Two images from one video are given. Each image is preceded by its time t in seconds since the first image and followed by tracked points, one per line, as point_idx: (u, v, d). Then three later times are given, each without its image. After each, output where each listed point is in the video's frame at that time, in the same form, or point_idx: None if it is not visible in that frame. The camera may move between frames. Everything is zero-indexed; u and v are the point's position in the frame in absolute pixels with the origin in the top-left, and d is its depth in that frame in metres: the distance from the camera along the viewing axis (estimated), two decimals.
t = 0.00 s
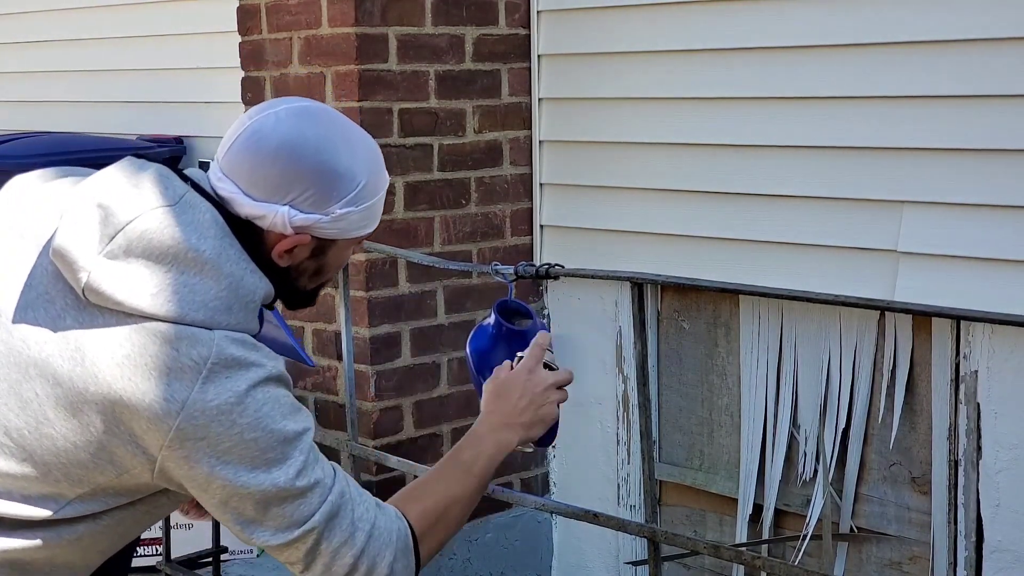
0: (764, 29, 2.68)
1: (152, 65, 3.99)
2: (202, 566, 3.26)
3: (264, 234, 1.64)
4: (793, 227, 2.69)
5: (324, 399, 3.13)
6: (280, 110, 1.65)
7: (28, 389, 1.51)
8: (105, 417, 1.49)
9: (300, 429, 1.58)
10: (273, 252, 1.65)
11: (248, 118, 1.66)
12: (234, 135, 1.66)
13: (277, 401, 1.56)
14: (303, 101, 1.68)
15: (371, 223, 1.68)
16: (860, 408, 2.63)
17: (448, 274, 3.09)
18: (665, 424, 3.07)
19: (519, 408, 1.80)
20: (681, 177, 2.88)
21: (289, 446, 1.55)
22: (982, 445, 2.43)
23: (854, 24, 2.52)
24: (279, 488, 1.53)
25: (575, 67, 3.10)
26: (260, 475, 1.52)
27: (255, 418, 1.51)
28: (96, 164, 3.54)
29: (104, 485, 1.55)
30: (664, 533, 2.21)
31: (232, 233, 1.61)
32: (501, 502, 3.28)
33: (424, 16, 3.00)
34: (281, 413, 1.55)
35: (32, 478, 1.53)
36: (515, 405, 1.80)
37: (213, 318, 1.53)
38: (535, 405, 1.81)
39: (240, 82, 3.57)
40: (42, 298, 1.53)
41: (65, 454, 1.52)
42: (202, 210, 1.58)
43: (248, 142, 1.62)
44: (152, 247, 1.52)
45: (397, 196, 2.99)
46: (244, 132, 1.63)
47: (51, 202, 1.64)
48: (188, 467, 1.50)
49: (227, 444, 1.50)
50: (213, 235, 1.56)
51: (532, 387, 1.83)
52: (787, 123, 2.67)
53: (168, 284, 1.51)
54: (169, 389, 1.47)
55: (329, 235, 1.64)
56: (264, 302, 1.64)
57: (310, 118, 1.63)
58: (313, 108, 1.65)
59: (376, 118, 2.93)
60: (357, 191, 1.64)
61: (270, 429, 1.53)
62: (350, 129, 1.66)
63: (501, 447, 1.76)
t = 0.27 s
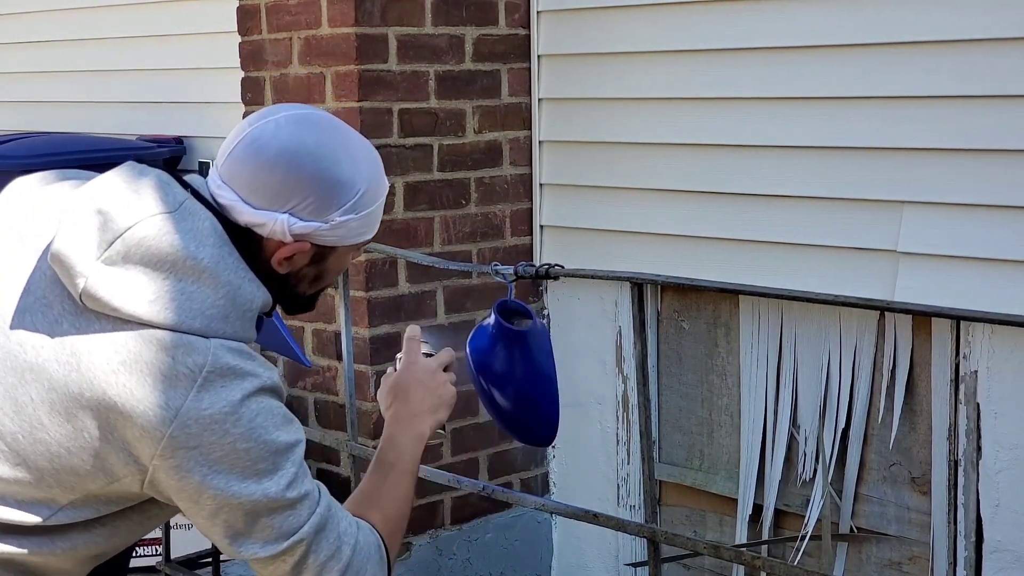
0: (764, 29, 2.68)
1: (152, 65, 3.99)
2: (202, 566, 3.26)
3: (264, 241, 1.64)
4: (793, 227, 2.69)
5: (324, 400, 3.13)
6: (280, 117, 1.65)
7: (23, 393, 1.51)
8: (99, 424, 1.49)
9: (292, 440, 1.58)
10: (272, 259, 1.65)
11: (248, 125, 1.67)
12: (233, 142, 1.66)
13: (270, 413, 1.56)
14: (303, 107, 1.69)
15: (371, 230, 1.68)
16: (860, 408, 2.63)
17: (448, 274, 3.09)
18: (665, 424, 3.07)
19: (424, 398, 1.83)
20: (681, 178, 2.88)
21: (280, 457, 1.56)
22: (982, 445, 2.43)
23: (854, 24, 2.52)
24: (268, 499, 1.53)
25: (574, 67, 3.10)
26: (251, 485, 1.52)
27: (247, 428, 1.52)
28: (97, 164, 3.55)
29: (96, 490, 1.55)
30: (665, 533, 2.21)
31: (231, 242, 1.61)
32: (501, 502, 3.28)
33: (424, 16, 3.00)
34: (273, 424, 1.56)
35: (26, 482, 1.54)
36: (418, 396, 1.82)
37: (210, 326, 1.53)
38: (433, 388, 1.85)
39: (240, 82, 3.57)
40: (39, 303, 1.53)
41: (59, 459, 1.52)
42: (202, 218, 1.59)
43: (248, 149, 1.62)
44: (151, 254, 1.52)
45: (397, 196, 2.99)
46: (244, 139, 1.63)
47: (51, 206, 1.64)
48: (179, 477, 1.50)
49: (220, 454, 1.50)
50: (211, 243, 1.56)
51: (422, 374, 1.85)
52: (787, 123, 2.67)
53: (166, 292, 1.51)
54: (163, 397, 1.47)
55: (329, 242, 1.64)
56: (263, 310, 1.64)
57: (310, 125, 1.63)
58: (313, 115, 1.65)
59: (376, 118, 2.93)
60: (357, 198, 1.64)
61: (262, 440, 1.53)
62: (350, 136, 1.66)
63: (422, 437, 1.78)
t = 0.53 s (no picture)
0: (764, 29, 2.67)
1: (152, 65, 3.99)
2: (202, 566, 3.26)
3: (258, 248, 1.64)
4: (793, 227, 2.69)
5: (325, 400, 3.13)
6: (273, 125, 1.64)
7: (22, 401, 1.51)
8: (100, 433, 1.50)
9: (295, 444, 1.58)
10: (266, 267, 1.66)
11: (241, 132, 1.66)
12: (227, 149, 1.66)
13: (272, 417, 1.56)
14: (297, 115, 1.68)
15: (365, 237, 1.68)
16: (860, 408, 2.63)
17: (448, 274, 3.09)
18: (665, 424, 3.07)
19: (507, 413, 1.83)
20: (681, 178, 2.88)
21: (284, 461, 1.56)
22: (982, 445, 2.42)
23: (854, 24, 2.52)
24: (274, 503, 1.54)
25: (575, 67, 3.09)
26: (256, 489, 1.53)
27: (250, 434, 1.52)
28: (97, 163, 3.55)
29: (97, 497, 1.56)
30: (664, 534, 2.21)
31: (227, 249, 1.61)
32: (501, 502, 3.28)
33: (424, 16, 3.00)
34: (276, 429, 1.56)
35: (27, 489, 1.54)
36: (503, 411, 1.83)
37: (209, 334, 1.53)
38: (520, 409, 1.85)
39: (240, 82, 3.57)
40: (37, 311, 1.53)
41: (59, 467, 1.52)
42: (197, 227, 1.59)
43: (241, 158, 1.62)
44: (148, 263, 1.52)
45: (397, 196, 2.99)
46: (238, 147, 1.63)
47: (47, 210, 1.63)
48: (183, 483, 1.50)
49: (223, 460, 1.50)
50: (209, 251, 1.57)
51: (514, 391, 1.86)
52: (786, 123, 2.67)
53: (163, 302, 1.52)
54: (164, 406, 1.48)
55: (322, 250, 1.64)
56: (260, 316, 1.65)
57: (304, 133, 1.63)
58: (307, 124, 1.65)
59: (376, 118, 2.93)
60: (350, 206, 1.64)
61: (265, 445, 1.53)
62: (343, 145, 1.66)
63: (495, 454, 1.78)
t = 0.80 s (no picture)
0: (765, 28, 2.67)
1: (152, 64, 3.99)
2: (202, 566, 3.26)
3: (253, 255, 1.64)
4: (793, 227, 2.69)
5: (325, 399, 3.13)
6: (271, 132, 1.64)
7: (26, 407, 1.52)
8: (109, 438, 1.51)
9: (307, 433, 1.59)
10: (262, 274, 1.66)
11: (239, 138, 1.66)
12: (224, 155, 1.66)
13: (282, 409, 1.57)
14: (296, 121, 1.68)
15: (361, 245, 1.67)
16: (860, 408, 2.63)
17: (448, 274, 3.09)
18: (665, 424, 3.07)
19: (573, 424, 1.77)
20: (681, 178, 2.88)
21: (298, 451, 1.57)
22: (982, 445, 2.42)
23: (855, 23, 2.52)
24: (291, 493, 1.55)
25: (575, 67, 3.09)
26: (270, 481, 1.54)
27: (259, 429, 1.53)
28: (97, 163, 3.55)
29: (107, 500, 1.57)
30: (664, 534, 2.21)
31: (226, 253, 1.61)
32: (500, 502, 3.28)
33: (425, 16, 3.00)
34: (287, 421, 1.57)
35: (34, 493, 1.56)
36: (569, 421, 1.77)
37: (211, 337, 1.54)
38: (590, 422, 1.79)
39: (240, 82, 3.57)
40: (37, 316, 1.54)
41: (66, 472, 1.54)
42: (196, 230, 1.59)
43: (238, 164, 1.62)
44: (148, 269, 1.52)
45: (397, 196, 2.99)
46: (234, 152, 1.63)
47: (48, 214, 1.64)
48: (197, 480, 1.53)
49: (234, 457, 1.52)
50: (209, 255, 1.57)
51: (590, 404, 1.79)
52: (787, 123, 2.67)
53: (163, 306, 1.52)
54: (174, 408, 1.49)
55: (318, 257, 1.64)
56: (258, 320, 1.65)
57: (301, 140, 1.63)
58: (305, 131, 1.64)
59: (376, 118, 2.93)
60: (347, 214, 1.64)
61: (277, 438, 1.55)
62: (341, 152, 1.66)
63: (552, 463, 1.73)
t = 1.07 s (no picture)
0: (765, 29, 2.67)
1: (151, 65, 3.99)
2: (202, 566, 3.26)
3: (260, 264, 1.65)
4: (793, 228, 2.69)
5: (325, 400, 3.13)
6: (279, 141, 1.65)
7: (22, 408, 1.52)
8: (97, 442, 1.51)
9: (294, 457, 1.61)
10: (268, 283, 1.66)
11: (247, 147, 1.67)
12: (233, 164, 1.67)
13: (271, 430, 1.59)
14: (304, 131, 1.69)
15: (367, 255, 1.69)
16: (860, 408, 2.63)
17: (448, 274, 3.09)
18: (665, 424, 3.07)
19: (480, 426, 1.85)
20: (681, 178, 2.88)
21: (282, 474, 1.58)
22: (982, 445, 2.43)
23: (855, 24, 2.52)
24: (270, 515, 1.56)
25: (574, 67, 3.09)
26: (252, 501, 1.55)
27: (248, 445, 1.54)
28: (97, 163, 3.56)
29: (92, 505, 1.57)
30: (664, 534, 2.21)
31: (230, 263, 1.62)
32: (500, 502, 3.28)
33: (424, 16, 3.00)
34: (275, 441, 1.58)
35: (24, 495, 1.55)
36: (477, 424, 1.84)
37: (208, 348, 1.55)
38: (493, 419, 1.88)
39: (240, 82, 3.57)
40: (37, 319, 1.54)
41: (56, 474, 1.53)
42: (201, 239, 1.59)
43: (246, 173, 1.63)
44: (150, 275, 1.53)
45: (397, 196, 2.99)
46: (243, 161, 1.64)
47: (50, 218, 1.64)
48: (180, 493, 1.53)
49: (220, 471, 1.52)
50: (211, 264, 1.58)
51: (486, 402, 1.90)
52: (787, 124, 2.67)
53: (164, 313, 1.53)
54: (163, 415, 1.50)
55: (324, 267, 1.65)
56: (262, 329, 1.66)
57: (309, 151, 1.64)
58: (313, 141, 1.66)
59: (376, 118, 2.93)
60: (353, 224, 1.65)
61: (263, 457, 1.56)
62: (348, 163, 1.67)
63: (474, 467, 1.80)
